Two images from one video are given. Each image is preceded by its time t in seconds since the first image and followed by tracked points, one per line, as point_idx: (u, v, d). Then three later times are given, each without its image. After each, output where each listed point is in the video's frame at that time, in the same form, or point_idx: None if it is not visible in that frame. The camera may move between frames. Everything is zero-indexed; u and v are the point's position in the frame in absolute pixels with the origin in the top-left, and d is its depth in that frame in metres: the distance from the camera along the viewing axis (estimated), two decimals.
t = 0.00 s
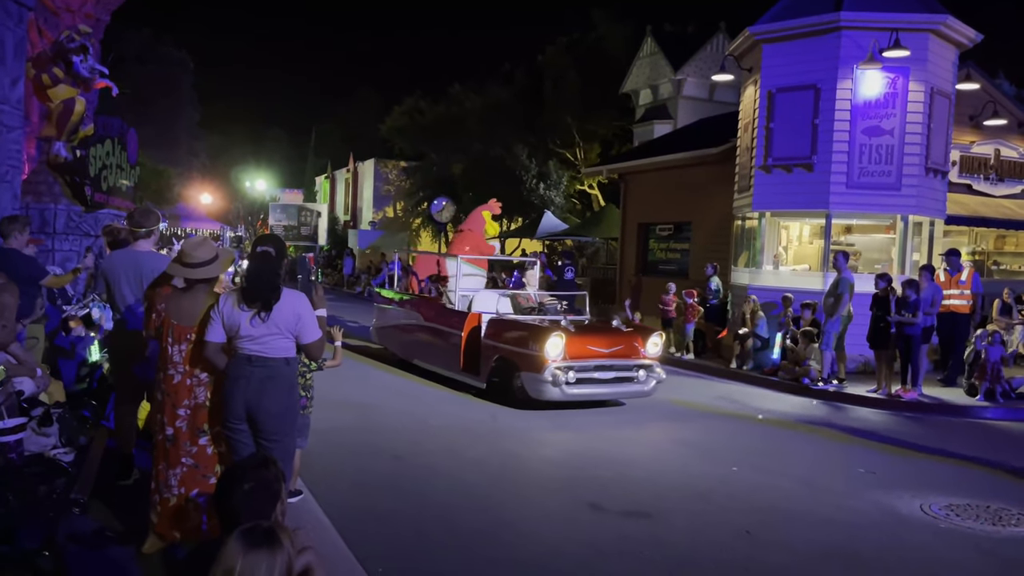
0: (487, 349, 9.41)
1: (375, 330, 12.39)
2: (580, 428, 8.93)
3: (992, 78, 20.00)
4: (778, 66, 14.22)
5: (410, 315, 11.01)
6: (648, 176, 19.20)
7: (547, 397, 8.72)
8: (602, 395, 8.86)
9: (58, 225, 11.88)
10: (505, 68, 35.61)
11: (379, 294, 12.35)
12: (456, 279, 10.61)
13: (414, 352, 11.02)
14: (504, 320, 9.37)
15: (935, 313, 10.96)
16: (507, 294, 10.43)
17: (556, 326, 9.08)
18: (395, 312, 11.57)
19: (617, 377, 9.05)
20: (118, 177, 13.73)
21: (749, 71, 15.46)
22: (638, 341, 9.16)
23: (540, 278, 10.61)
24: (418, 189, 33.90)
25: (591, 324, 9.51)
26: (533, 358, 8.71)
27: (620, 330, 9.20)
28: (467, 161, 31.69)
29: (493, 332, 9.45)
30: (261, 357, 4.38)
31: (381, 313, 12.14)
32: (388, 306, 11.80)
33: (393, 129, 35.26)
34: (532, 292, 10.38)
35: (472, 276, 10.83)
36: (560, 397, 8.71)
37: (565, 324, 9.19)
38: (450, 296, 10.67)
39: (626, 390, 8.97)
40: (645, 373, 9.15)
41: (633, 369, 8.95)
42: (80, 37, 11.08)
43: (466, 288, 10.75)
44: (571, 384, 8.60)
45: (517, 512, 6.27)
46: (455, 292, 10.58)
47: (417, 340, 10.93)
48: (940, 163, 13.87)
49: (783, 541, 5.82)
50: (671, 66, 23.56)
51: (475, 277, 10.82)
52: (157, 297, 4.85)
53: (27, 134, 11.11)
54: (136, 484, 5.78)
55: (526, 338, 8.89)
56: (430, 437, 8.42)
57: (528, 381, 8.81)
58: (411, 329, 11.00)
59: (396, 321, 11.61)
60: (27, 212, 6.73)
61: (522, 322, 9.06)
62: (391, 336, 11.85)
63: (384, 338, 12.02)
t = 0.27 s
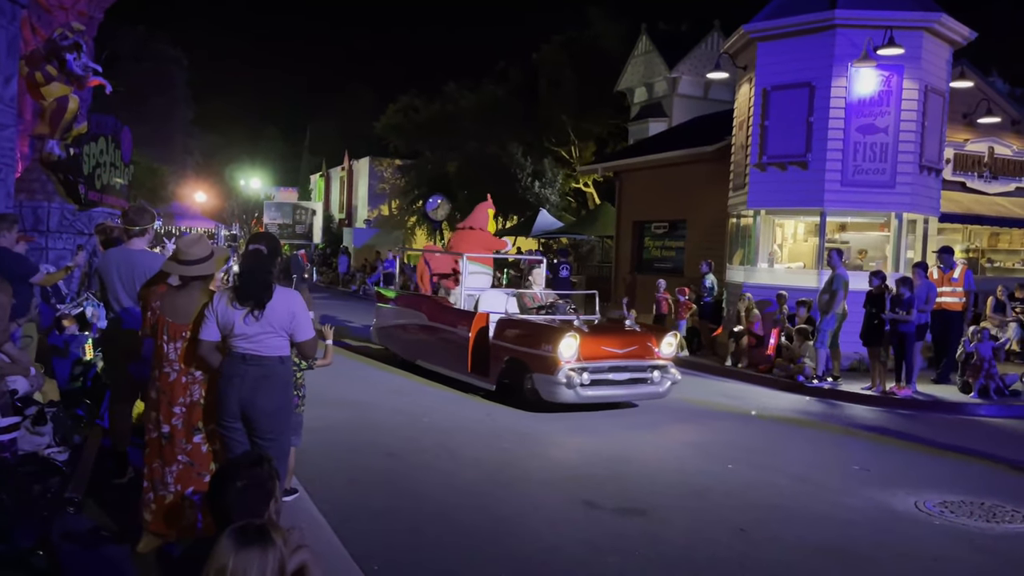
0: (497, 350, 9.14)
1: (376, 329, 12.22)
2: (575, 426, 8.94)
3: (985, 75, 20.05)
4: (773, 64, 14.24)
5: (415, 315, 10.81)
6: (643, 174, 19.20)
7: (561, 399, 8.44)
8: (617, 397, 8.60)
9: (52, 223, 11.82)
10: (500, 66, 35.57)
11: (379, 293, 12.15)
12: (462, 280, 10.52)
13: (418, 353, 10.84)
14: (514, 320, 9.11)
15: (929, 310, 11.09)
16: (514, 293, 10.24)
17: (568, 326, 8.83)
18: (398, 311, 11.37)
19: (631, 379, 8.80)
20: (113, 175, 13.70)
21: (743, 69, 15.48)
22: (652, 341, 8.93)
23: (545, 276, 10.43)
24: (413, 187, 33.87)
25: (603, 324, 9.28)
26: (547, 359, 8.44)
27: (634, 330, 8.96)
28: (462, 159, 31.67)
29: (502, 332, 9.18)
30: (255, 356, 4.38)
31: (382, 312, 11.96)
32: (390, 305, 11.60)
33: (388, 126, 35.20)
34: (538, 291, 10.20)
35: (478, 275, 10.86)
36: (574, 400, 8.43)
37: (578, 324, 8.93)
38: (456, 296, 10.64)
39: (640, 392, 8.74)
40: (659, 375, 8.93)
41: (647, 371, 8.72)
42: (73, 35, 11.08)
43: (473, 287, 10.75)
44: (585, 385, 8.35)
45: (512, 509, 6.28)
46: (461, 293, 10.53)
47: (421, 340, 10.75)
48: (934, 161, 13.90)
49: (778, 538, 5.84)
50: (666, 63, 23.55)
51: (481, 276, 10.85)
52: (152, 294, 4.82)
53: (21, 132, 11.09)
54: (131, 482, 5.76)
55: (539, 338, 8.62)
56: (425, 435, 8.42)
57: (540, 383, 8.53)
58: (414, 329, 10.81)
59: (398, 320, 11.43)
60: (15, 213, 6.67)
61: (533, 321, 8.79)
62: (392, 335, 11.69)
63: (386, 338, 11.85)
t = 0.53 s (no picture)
0: (505, 353, 9.01)
1: (372, 330, 12.07)
2: (567, 425, 8.97)
3: (973, 75, 20.18)
4: (762, 63, 14.30)
5: (416, 316, 10.66)
6: (633, 173, 19.24)
7: (572, 402, 8.33)
8: (628, 400, 8.50)
9: (39, 223, 11.80)
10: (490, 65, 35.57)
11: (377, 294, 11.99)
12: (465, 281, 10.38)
13: (418, 355, 10.70)
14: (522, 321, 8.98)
15: (917, 309, 11.17)
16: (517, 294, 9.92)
17: (577, 327, 8.71)
18: (397, 313, 11.21)
19: (642, 382, 8.68)
20: (101, 174, 13.65)
21: (733, 69, 15.53)
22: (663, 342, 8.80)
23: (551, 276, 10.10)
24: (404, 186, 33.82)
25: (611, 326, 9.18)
26: (557, 362, 8.32)
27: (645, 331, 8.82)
28: (453, 159, 31.66)
29: (510, 334, 9.05)
30: (243, 356, 4.37)
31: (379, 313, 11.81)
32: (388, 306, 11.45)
33: (379, 126, 35.13)
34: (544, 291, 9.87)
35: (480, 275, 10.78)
36: (586, 403, 8.31)
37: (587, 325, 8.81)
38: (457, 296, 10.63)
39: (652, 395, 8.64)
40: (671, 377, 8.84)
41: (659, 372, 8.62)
42: (61, 33, 11.01)
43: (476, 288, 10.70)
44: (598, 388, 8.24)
45: (503, 508, 6.30)
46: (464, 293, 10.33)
47: (421, 342, 10.61)
48: (922, 160, 13.98)
49: (767, 536, 5.88)
50: (656, 63, 23.60)
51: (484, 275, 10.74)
52: (141, 297, 4.84)
53: (8, 131, 10.89)
54: (120, 483, 5.75)
55: (549, 340, 8.50)
56: (416, 434, 8.42)
57: (551, 386, 8.42)
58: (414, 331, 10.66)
59: (396, 322, 11.28)
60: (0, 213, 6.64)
61: (543, 323, 8.67)
62: (389, 336, 11.55)
63: (382, 339, 11.70)
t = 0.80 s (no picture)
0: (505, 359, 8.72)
1: (361, 336, 11.83)
2: (550, 426, 8.98)
3: (949, 79, 20.44)
4: (742, 66, 14.39)
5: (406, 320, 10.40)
6: (614, 176, 19.33)
7: (578, 409, 8.05)
8: (633, 407, 8.27)
9: (13, 224, 11.69)
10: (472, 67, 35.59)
11: (365, 299, 11.73)
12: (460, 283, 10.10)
13: (409, 360, 10.46)
14: (522, 326, 8.70)
15: (895, 309, 11.21)
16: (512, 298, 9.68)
17: (580, 332, 8.46)
18: (386, 317, 10.95)
19: (647, 387, 8.49)
20: (77, 176, 13.51)
21: (714, 71, 15.61)
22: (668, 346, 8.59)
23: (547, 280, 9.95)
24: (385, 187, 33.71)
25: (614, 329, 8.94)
26: (563, 368, 8.06)
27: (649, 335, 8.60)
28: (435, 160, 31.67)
29: (509, 339, 8.77)
30: (221, 360, 4.33)
31: (367, 318, 11.56)
32: (377, 311, 11.19)
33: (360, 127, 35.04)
34: (542, 294, 9.68)
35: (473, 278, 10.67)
36: (592, 411, 8.06)
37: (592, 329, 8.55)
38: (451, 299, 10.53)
39: (656, 401, 8.42)
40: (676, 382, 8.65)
41: (664, 378, 8.41)
42: (37, 32, 10.87)
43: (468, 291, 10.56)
44: (605, 395, 7.99)
45: (488, 510, 6.29)
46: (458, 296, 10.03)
47: (412, 346, 10.37)
48: (899, 163, 14.13)
49: (749, 536, 5.91)
50: (638, 66, 23.74)
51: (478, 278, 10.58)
52: (118, 301, 4.82)
53: None
54: (97, 488, 5.68)
55: (552, 346, 8.23)
56: (397, 436, 8.40)
57: (555, 393, 8.13)
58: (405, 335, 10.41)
59: (385, 326, 11.03)
60: None
61: (545, 328, 8.40)
62: (378, 341, 11.31)
63: (372, 344, 11.46)
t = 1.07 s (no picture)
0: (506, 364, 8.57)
1: (349, 342, 11.61)
2: (529, 428, 9.01)
3: (921, 83, 20.75)
4: (718, 69, 14.51)
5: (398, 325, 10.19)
6: (592, 178, 19.42)
7: (584, 416, 7.93)
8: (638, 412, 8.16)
9: None
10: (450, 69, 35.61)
11: (352, 304, 11.49)
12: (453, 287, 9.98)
13: (400, 366, 10.25)
14: (523, 331, 8.56)
15: (870, 310, 11.29)
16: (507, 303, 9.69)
17: (583, 336, 8.35)
18: (374, 322, 10.72)
19: (651, 392, 8.37)
20: (49, 178, 13.35)
21: (689, 74, 15.73)
22: (672, 350, 8.50)
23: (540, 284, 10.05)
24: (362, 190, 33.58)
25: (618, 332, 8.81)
26: (569, 373, 7.93)
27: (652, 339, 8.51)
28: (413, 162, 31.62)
29: (510, 344, 8.63)
30: (194, 363, 4.31)
31: (354, 324, 11.34)
32: (365, 317, 10.96)
33: (337, 129, 34.92)
34: (538, 299, 9.72)
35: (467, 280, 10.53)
36: (597, 417, 7.94)
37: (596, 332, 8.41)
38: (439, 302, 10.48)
39: (662, 406, 8.31)
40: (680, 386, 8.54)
41: (669, 383, 8.30)
42: (7, 34, 10.74)
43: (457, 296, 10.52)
44: (611, 401, 7.86)
45: (468, 513, 6.29)
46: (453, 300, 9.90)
47: (404, 352, 10.17)
48: (872, 165, 14.31)
49: (726, 535, 5.98)
50: (614, 69, 23.87)
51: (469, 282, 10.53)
52: (89, 305, 4.78)
53: None
54: (70, 495, 5.61)
55: (557, 351, 8.10)
56: (375, 439, 8.38)
57: (561, 399, 8.01)
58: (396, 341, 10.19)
59: (374, 332, 10.81)
60: None
61: (548, 332, 8.27)
62: (367, 347, 11.09)
63: (360, 350, 11.23)
